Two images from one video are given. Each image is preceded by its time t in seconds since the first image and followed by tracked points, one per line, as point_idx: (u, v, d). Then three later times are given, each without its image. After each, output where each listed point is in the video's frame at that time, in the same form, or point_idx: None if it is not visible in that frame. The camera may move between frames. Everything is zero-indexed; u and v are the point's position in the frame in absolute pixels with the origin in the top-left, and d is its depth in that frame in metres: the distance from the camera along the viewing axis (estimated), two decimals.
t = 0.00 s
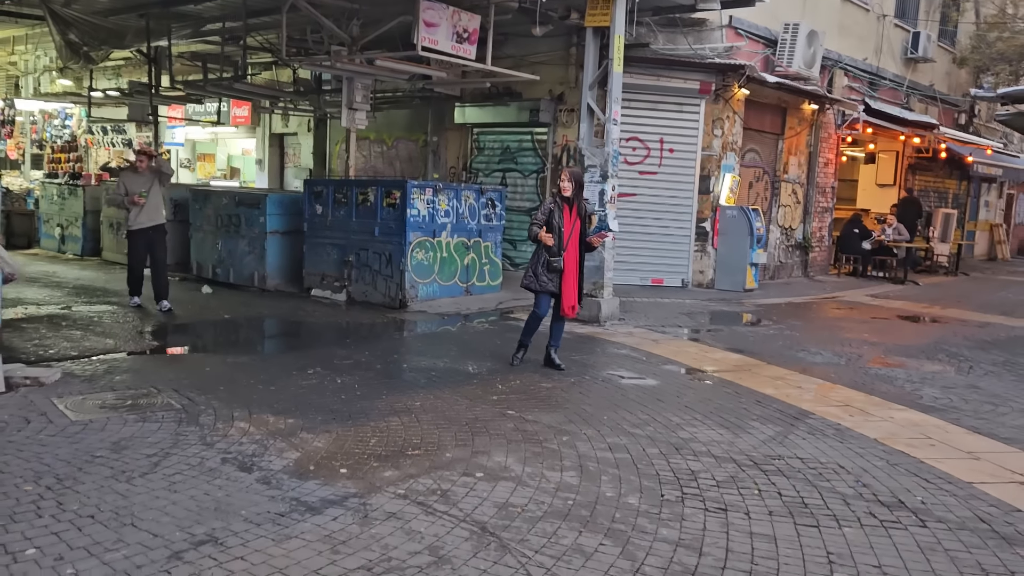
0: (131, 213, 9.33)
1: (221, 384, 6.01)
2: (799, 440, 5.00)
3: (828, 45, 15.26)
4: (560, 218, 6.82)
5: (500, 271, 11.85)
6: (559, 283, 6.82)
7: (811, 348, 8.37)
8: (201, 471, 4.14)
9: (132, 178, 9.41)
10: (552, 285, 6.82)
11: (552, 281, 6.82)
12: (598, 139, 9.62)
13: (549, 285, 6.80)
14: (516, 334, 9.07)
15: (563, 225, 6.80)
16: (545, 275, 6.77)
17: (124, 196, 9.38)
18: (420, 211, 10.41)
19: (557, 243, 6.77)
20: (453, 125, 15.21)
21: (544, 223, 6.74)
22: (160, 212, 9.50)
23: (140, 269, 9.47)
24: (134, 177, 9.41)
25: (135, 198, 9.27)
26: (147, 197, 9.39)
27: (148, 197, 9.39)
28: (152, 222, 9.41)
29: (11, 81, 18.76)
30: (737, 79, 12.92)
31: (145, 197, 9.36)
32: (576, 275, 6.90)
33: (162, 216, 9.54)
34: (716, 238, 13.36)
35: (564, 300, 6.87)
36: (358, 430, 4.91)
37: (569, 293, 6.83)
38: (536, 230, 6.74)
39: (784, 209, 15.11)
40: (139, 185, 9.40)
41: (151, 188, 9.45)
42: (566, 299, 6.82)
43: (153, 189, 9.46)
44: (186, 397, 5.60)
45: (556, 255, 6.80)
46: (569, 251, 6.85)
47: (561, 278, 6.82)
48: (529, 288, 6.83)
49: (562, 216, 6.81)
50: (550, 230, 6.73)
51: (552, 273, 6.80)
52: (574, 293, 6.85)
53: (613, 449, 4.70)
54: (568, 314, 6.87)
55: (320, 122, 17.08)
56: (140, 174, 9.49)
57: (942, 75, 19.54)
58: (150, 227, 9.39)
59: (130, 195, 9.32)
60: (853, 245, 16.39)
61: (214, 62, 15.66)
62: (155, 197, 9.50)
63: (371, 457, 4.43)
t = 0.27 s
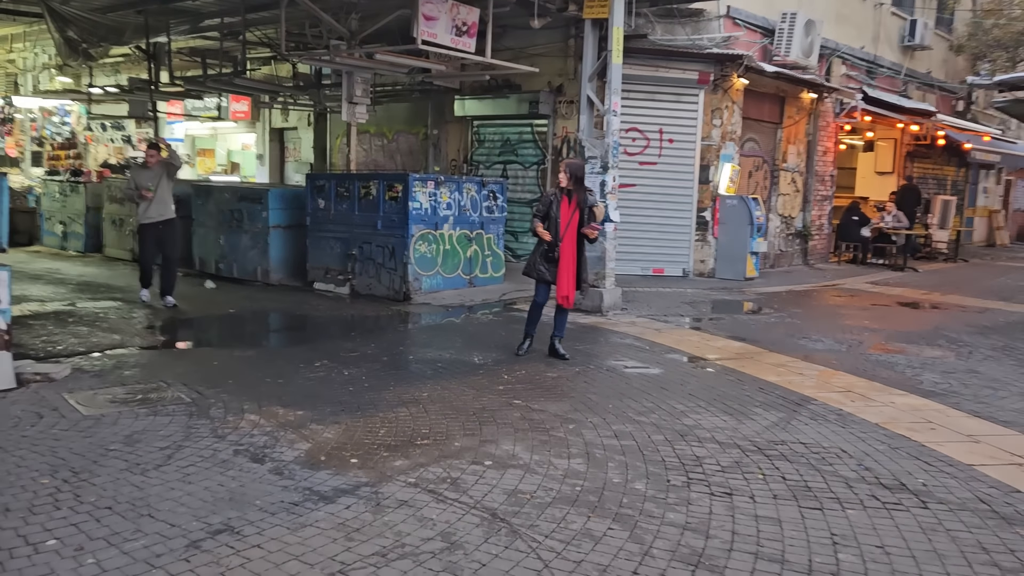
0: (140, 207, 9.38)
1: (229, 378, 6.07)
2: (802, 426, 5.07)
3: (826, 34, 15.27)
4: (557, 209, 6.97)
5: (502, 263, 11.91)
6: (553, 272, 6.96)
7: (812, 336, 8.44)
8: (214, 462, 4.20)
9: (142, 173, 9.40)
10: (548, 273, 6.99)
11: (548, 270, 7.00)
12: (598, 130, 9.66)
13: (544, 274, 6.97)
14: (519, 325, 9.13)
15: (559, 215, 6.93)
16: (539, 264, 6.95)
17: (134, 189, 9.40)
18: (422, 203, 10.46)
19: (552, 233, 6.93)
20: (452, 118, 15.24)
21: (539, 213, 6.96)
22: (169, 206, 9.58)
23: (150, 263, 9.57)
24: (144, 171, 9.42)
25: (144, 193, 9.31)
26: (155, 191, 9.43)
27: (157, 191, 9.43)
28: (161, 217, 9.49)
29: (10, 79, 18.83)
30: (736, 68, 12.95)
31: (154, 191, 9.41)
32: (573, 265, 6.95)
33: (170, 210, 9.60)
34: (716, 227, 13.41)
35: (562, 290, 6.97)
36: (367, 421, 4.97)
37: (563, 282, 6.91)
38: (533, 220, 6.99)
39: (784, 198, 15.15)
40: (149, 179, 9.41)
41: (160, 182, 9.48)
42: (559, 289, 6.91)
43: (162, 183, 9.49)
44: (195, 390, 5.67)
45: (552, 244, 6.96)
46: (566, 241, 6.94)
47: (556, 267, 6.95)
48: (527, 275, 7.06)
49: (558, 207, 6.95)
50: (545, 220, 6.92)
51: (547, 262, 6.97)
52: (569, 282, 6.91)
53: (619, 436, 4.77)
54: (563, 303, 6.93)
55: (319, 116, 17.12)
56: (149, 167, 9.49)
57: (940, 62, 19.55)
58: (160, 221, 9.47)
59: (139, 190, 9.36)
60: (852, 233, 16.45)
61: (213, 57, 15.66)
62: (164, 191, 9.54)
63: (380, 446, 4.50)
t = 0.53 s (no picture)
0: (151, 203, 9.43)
1: (247, 370, 6.14)
2: (817, 413, 5.12)
3: (832, 24, 15.26)
4: (564, 201, 7.16)
5: (511, 256, 11.95)
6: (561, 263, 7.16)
7: (822, 325, 8.48)
8: (239, 452, 4.27)
9: (153, 168, 9.44)
10: (557, 264, 7.21)
11: (558, 260, 7.21)
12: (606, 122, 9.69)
13: (553, 264, 7.21)
14: (530, 317, 9.18)
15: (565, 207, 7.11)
16: (547, 254, 7.20)
17: (145, 185, 9.44)
18: (432, 197, 10.51)
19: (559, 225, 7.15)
20: (459, 111, 15.26)
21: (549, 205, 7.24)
22: (180, 201, 9.60)
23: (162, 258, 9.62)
24: (155, 166, 9.45)
25: (155, 189, 9.35)
26: (166, 186, 9.46)
27: (167, 186, 9.46)
28: (172, 212, 9.53)
29: (17, 77, 18.96)
30: (742, 59, 12.96)
31: (165, 186, 9.44)
32: (577, 256, 7.02)
33: (182, 205, 9.64)
34: (723, 219, 13.44)
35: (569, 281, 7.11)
36: (387, 412, 5.04)
37: (566, 273, 7.05)
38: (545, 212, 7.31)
39: (791, 188, 15.17)
40: (159, 175, 9.44)
41: (171, 177, 9.52)
42: (563, 280, 7.07)
43: (172, 178, 9.53)
44: (215, 383, 5.73)
45: (562, 236, 7.17)
46: (571, 233, 7.07)
47: (563, 258, 7.13)
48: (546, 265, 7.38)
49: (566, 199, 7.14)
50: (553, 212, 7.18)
51: (556, 252, 7.20)
52: (570, 274, 7.01)
53: (637, 424, 4.83)
54: (566, 294, 7.06)
55: (325, 111, 17.16)
56: (161, 163, 9.53)
57: (945, 51, 19.52)
58: (171, 216, 9.52)
59: (150, 185, 9.40)
60: (858, 224, 16.47)
61: (218, 53, 15.69)
62: (175, 186, 9.58)
63: (402, 436, 4.56)
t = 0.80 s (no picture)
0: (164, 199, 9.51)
1: (266, 364, 6.21)
2: (833, 405, 5.15)
3: (843, 16, 15.20)
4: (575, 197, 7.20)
5: (523, 250, 11.99)
6: (574, 257, 7.19)
7: (835, 318, 8.49)
8: (262, 444, 4.34)
9: (164, 164, 9.51)
10: (571, 258, 7.25)
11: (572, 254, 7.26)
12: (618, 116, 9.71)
13: (567, 258, 7.25)
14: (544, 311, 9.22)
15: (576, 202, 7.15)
16: (561, 249, 7.25)
17: (156, 181, 9.51)
18: (444, 192, 10.55)
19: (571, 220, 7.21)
20: (469, 106, 15.30)
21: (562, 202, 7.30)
22: (192, 196, 9.70)
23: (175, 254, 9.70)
24: (165, 162, 9.52)
25: (166, 185, 9.43)
26: (177, 182, 9.54)
27: (179, 181, 9.53)
28: (184, 208, 9.62)
29: (30, 75, 19.35)
30: (753, 52, 12.93)
31: (176, 182, 9.52)
32: (589, 250, 7.04)
33: (194, 200, 9.73)
34: (735, 212, 13.44)
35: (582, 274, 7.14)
36: (405, 404, 5.10)
37: (579, 266, 7.08)
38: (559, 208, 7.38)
39: (802, 181, 15.14)
40: (170, 170, 9.52)
41: (182, 172, 9.59)
42: (576, 273, 7.11)
43: (183, 174, 9.60)
44: (233, 376, 5.80)
45: (575, 230, 7.21)
46: (582, 228, 7.10)
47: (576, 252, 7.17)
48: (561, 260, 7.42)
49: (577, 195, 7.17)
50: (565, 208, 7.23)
51: (570, 247, 7.24)
52: (583, 268, 7.05)
53: (653, 416, 4.87)
54: (581, 287, 7.10)
55: (336, 107, 17.23)
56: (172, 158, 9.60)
57: (956, 42, 19.41)
58: (184, 212, 9.61)
59: (162, 181, 9.47)
60: (869, 217, 16.43)
61: (229, 49, 15.76)
62: (186, 181, 9.66)
63: (422, 428, 4.61)
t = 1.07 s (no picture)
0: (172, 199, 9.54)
1: (275, 362, 6.25)
2: (841, 403, 5.15)
3: (851, 14, 15.16)
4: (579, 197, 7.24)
5: (530, 249, 12.01)
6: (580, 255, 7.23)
7: (843, 316, 8.48)
8: (272, 441, 4.37)
9: (171, 163, 9.55)
10: (578, 257, 7.31)
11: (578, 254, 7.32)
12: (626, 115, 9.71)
13: (574, 256, 7.33)
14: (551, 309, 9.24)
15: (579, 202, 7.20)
16: (567, 248, 7.33)
17: (163, 181, 9.55)
18: (451, 190, 10.57)
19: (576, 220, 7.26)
20: (476, 105, 15.33)
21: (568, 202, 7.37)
22: (200, 195, 9.73)
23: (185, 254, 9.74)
24: (172, 162, 9.56)
25: (174, 183, 9.46)
26: (185, 181, 9.57)
27: (186, 180, 9.57)
28: (192, 207, 9.65)
29: (39, 75, 19.48)
30: (761, 50, 12.92)
31: (183, 180, 9.54)
32: (594, 247, 7.05)
33: (202, 199, 9.76)
34: (742, 211, 13.41)
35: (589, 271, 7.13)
36: (413, 402, 5.12)
37: (585, 263, 7.09)
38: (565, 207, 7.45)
39: (809, 180, 15.10)
40: (177, 169, 9.55)
41: (189, 171, 9.62)
42: (583, 269, 7.10)
43: (190, 172, 9.63)
44: (243, 374, 5.84)
45: (580, 230, 7.25)
46: (586, 227, 7.15)
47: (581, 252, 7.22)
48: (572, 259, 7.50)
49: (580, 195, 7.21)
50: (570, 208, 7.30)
51: (576, 246, 7.30)
52: (588, 265, 7.04)
53: (660, 414, 4.88)
54: (588, 283, 7.08)
55: (343, 106, 17.28)
56: (179, 157, 9.63)
57: (965, 40, 19.33)
58: (192, 211, 9.64)
59: (169, 180, 9.50)
60: (877, 216, 16.36)
61: (238, 49, 15.83)
62: (193, 180, 9.69)
63: (430, 426, 4.63)
